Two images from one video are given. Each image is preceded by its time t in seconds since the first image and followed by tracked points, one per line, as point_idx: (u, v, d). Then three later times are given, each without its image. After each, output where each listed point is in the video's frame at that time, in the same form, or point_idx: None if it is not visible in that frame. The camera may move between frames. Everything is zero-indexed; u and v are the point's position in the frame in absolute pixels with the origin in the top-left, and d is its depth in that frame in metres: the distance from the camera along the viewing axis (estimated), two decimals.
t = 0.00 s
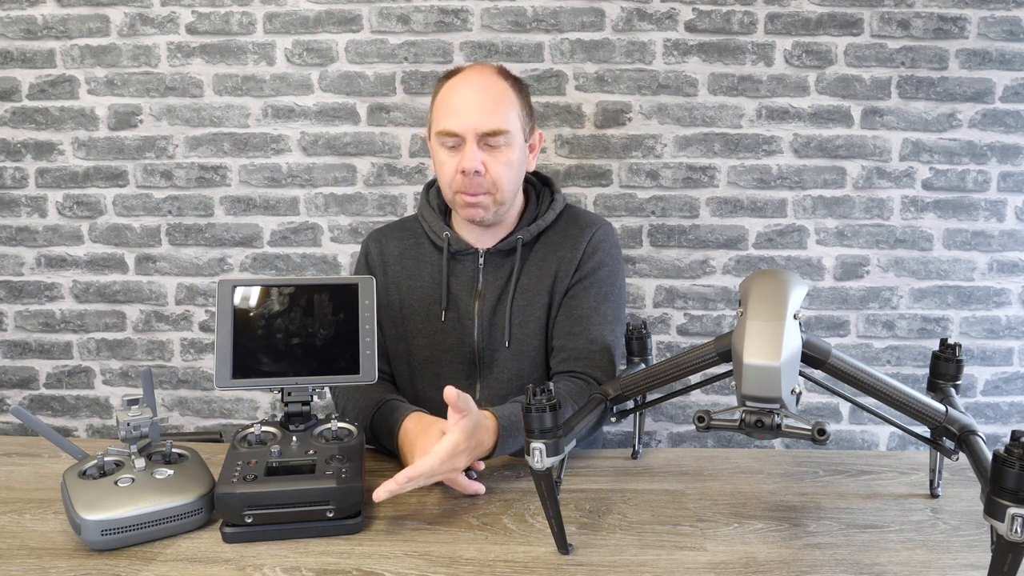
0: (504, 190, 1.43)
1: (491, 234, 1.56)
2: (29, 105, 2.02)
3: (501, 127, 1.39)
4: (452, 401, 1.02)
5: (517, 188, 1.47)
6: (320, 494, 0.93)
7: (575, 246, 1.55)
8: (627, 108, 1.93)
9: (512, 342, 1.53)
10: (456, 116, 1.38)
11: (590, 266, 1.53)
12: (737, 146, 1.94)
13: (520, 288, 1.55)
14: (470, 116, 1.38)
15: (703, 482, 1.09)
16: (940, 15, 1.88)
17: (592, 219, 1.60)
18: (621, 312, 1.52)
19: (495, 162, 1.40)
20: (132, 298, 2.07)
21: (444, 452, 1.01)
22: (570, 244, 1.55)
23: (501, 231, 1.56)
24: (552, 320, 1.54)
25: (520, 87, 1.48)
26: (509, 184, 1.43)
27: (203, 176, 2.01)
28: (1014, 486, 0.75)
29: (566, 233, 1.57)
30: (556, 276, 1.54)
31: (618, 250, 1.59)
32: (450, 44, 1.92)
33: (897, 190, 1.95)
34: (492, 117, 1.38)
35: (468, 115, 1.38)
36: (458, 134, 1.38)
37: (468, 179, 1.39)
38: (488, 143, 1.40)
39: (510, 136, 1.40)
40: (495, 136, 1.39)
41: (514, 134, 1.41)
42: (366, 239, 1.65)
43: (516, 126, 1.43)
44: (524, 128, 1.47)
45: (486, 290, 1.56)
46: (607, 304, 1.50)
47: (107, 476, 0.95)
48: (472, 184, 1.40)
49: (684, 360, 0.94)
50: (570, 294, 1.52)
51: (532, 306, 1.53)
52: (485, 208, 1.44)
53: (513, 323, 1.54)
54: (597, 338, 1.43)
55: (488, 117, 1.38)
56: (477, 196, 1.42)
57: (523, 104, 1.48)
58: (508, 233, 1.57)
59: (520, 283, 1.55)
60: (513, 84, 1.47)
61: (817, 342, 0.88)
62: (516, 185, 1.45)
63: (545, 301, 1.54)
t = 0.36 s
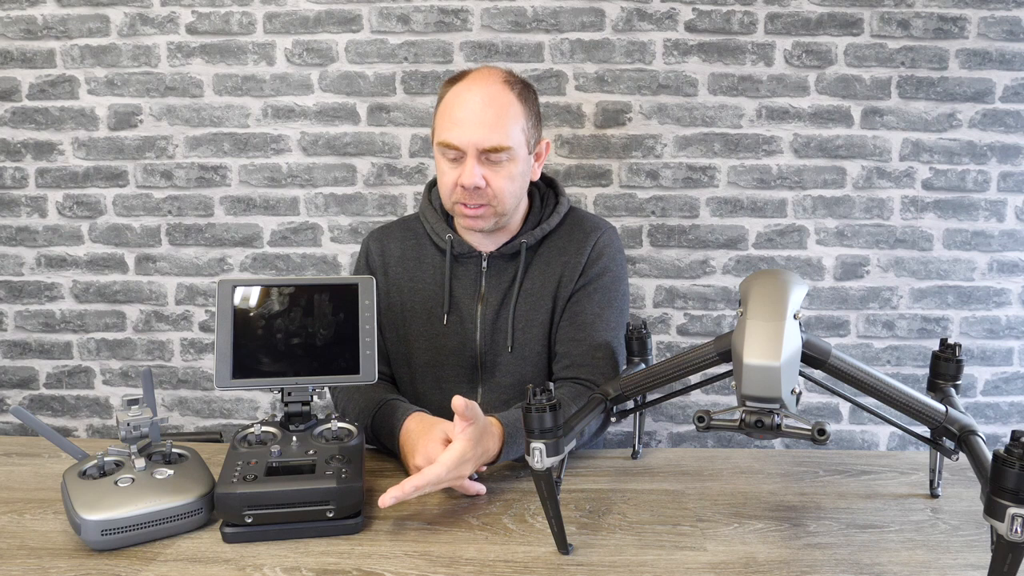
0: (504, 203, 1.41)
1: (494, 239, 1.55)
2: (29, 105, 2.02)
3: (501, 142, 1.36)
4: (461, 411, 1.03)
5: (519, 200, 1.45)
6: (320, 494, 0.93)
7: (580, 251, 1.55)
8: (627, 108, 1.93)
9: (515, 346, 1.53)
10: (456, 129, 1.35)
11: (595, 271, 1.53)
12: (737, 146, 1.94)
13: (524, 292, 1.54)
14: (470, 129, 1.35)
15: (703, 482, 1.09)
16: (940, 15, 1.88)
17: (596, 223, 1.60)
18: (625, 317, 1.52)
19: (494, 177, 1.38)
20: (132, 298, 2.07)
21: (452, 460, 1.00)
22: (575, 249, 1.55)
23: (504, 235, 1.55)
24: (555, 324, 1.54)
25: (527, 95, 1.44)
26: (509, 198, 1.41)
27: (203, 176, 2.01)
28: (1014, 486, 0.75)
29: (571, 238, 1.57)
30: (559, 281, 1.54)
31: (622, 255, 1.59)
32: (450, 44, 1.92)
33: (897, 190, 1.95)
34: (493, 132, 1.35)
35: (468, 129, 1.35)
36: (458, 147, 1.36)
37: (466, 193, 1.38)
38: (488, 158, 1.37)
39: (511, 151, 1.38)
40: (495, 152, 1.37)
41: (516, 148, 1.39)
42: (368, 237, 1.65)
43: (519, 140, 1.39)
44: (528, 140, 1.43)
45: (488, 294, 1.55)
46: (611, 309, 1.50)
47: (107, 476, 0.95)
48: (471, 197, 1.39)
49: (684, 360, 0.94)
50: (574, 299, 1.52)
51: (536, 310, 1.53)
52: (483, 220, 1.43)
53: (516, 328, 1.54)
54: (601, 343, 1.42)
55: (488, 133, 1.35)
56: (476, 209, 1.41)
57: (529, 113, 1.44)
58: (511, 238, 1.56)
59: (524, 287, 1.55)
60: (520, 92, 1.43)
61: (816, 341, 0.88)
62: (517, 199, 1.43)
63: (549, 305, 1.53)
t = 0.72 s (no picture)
0: (500, 207, 1.42)
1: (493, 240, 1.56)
2: (29, 105, 2.02)
3: (499, 147, 1.36)
4: (453, 316, 0.91)
5: (516, 204, 1.45)
6: (319, 494, 0.93)
7: (576, 245, 1.55)
8: (627, 108, 1.93)
9: (513, 343, 1.54)
10: (454, 132, 1.35)
11: (591, 264, 1.53)
12: (737, 146, 1.94)
13: (521, 288, 1.55)
14: (468, 133, 1.35)
15: (703, 482, 1.09)
16: (940, 15, 1.88)
17: (595, 219, 1.60)
18: (623, 309, 1.51)
19: (491, 181, 1.38)
20: (132, 298, 2.07)
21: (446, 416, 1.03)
22: (573, 244, 1.55)
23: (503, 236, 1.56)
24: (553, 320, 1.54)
25: (527, 98, 1.43)
26: (506, 202, 1.42)
27: (203, 176, 2.01)
28: (1014, 486, 0.75)
29: (568, 233, 1.57)
30: (557, 275, 1.54)
31: (619, 248, 1.58)
32: (450, 44, 1.92)
33: (897, 190, 1.95)
34: (490, 137, 1.35)
35: (466, 133, 1.34)
36: (456, 151, 1.36)
37: (463, 196, 1.38)
38: (485, 162, 1.37)
39: (508, 155, 1.38)
40: (493, 155, 1.37)
41: (513, 153, 1.39)
42: (367, 236, 1.66)
43: (517, 144, 1.39)
44: (526, 144, 1.43)
45: (485, 290, 1.56)
46: (606, 301, 1.49)
47: (107, 476, 0.95)
48: (467, 201, 1.39)
49: (685, 359, 0.94)
50: (569, 292, 1.51)
51: (533, 305, 1.54)
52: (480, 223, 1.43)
53: (513, 324, 1.54)
54: (595, 334, 1.42)
55: (486, 137, 1.34)
56: (473, 212, 1.41)
57: (528, 116, 1.44)
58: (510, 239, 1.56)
59: (521, 283, 1.55)
60: (520, 96, 1.42)
61: (816, 341, 0.89)
62: (515, 203, 1.43)
63: (546, 300, 1.54)
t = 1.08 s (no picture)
0: (480, 205, 1.40)
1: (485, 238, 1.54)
2: (29, 105, 2.02)
3: (473, 143, 1.34)
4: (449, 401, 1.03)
5: (498, 201, 1.43)
6: (320, 494, 0.93)
7: (576, 250, 1.54)
8: (627, 108, 1.93)
9: (512, 347, 1.54)
10: (429, 129, 1.34)
11: (592, 269, 1.52)
12: (737, 146, 1.94)
13: (519, 293, 1.55)
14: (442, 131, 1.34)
15: (702, 482, 1.09)
16: (940, 15, 1.88)
17: (593, 221, 1.59)
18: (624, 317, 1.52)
19: (468, 179, 1.37)
20: (132, 298, 2.07)
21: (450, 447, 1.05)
22: (572, 248, 1.55)
23: (496, 236, 1.55)
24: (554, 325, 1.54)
25: (507, 94, 1.41)
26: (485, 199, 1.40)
27: (203, 176, 2.01)
28: (1014, 486, 0.75)
29: (568, 236, 1.57)
30: (558, 280, 1.54)
31: (620, 254, 1.58)
32: (450, 44, 1.92)
33: (897, 190, 1.95)
34: (464, 133, 1.33)
35: (440, 131, 1.34)
36: (431, 150, 1.35)
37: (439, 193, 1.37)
38: (461, 159, 1.36)
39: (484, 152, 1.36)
40: (468, 152, 1.35)
41: (490, 149, 1.37)
42: (363, 239, 1.65)
43: (494, 140, 1.37)
44: (506, 140, 1.40)
45: (483, 293, 1.56)
46: (609, 308, 1.49)
47: (107, 476, 0.95)
48: (446, 199, 1.38)
49: (685, 359, 0.94)
50: (572, 298, 1.51)
51: (533, 310, 1.54)
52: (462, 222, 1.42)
53: (513, 329, 1.54)
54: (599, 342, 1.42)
55: (460, 134, 1.33)
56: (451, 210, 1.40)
57: (509, 112, 1.41)
58: (502, 238, 1.55)
59: (520, 287, 1.55)
60: (498, 92, 1.40)
61: (816, 341, 0.88)
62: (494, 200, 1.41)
63: (547, 305, 1.54)
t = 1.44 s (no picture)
0: (457, 194, 1.47)
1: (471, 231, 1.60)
2: (29, 105, 2.02)
3: (445, 134, 1.43)
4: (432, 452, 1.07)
5: (476, 190, 1.50)
6: (320, 494, 0.93)
7: (546, 229, 1.57)
8: (627, 108, 1.93)
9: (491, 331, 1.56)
10: (405, 126, 1.44)
11: (563, 243, 1.53)
12: (737, 146, 1.94)
13: (494, 276, 1.57)
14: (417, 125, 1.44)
15: (702, 482, 1.09)
16: (940, 15, 1.88)
17: (569, 206, 1.61)
18: (594, 291, 1.48)
19: (443, 169, 1.45)
20: (132, 298, 2.07)
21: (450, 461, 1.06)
22: (542, 229, 1.57)
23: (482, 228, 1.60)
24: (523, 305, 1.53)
25: (480, 90, 1.49)
26: (462, 189, 1.47)
27: (203, 176, 2.01)
28: (1014, 486, 0.75)
29: (540, 220, 1.59)
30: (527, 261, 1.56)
31: (598, 235, 1.57)
32: (450, 44, 1.92)
33: (897, 190, 1.95)
34: (436, 125, 1.42)
35: (415, 126, 1.43)
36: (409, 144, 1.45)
37: (418, 185, 1.46)
38: (436, 151, 1.44)
39: (457, 142, 1.44)
40: (442, 144, 1.44)
41: (463, 140, 1.45)
42: (362, 240, 1.72)
43: (467, 132, 1.45)
44: (480, 132, 1.48)
45: (468, 282, 1.59)
46: (570, 282, 1.46)
47: (107, 476, 0.95)
48: (424, 190, 1.47)
49: (685, 359, 0.94)
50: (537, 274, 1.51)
51: (506, 290, 1.55)
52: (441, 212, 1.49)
53: (490, 312, 1.56)
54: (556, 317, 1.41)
55: (433, 127, 1.42)
56: (431, 202, 1.48)
57: (483, 105, 1.49)
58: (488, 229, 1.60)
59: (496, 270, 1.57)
60: (472, 87, 1.49)
61: (816, 341, 0.88)
62: (471, 190, 1.48)
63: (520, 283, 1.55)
